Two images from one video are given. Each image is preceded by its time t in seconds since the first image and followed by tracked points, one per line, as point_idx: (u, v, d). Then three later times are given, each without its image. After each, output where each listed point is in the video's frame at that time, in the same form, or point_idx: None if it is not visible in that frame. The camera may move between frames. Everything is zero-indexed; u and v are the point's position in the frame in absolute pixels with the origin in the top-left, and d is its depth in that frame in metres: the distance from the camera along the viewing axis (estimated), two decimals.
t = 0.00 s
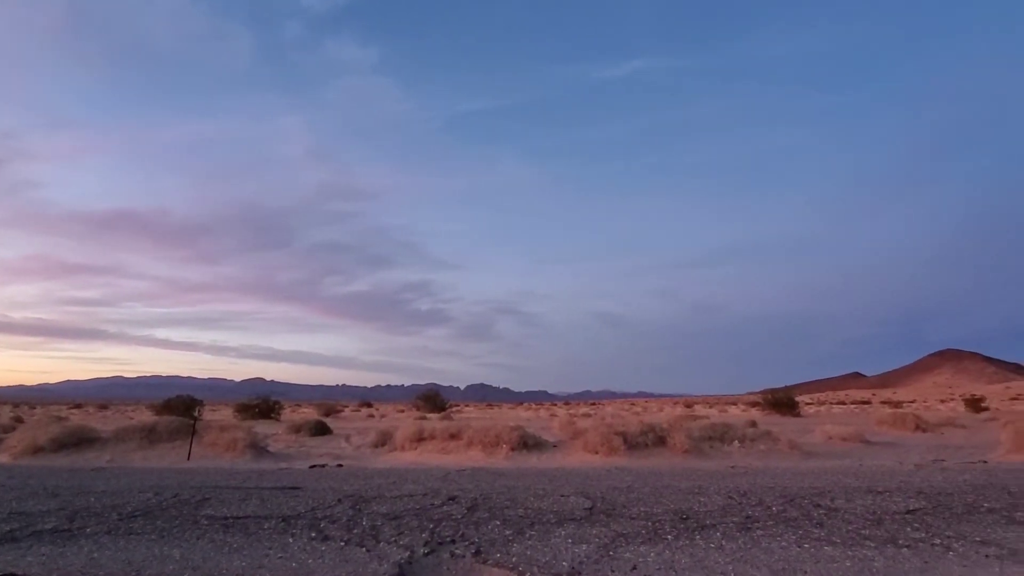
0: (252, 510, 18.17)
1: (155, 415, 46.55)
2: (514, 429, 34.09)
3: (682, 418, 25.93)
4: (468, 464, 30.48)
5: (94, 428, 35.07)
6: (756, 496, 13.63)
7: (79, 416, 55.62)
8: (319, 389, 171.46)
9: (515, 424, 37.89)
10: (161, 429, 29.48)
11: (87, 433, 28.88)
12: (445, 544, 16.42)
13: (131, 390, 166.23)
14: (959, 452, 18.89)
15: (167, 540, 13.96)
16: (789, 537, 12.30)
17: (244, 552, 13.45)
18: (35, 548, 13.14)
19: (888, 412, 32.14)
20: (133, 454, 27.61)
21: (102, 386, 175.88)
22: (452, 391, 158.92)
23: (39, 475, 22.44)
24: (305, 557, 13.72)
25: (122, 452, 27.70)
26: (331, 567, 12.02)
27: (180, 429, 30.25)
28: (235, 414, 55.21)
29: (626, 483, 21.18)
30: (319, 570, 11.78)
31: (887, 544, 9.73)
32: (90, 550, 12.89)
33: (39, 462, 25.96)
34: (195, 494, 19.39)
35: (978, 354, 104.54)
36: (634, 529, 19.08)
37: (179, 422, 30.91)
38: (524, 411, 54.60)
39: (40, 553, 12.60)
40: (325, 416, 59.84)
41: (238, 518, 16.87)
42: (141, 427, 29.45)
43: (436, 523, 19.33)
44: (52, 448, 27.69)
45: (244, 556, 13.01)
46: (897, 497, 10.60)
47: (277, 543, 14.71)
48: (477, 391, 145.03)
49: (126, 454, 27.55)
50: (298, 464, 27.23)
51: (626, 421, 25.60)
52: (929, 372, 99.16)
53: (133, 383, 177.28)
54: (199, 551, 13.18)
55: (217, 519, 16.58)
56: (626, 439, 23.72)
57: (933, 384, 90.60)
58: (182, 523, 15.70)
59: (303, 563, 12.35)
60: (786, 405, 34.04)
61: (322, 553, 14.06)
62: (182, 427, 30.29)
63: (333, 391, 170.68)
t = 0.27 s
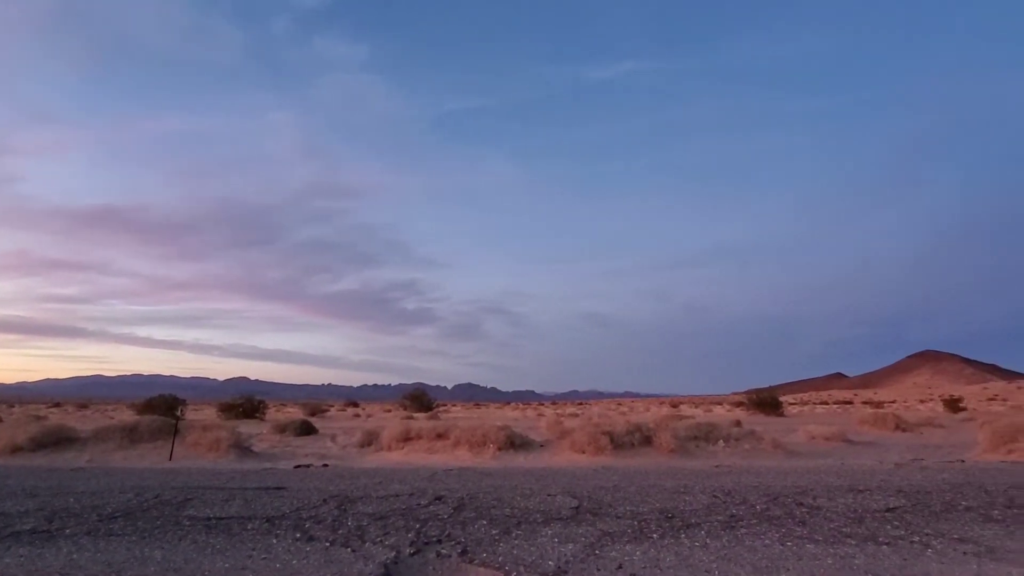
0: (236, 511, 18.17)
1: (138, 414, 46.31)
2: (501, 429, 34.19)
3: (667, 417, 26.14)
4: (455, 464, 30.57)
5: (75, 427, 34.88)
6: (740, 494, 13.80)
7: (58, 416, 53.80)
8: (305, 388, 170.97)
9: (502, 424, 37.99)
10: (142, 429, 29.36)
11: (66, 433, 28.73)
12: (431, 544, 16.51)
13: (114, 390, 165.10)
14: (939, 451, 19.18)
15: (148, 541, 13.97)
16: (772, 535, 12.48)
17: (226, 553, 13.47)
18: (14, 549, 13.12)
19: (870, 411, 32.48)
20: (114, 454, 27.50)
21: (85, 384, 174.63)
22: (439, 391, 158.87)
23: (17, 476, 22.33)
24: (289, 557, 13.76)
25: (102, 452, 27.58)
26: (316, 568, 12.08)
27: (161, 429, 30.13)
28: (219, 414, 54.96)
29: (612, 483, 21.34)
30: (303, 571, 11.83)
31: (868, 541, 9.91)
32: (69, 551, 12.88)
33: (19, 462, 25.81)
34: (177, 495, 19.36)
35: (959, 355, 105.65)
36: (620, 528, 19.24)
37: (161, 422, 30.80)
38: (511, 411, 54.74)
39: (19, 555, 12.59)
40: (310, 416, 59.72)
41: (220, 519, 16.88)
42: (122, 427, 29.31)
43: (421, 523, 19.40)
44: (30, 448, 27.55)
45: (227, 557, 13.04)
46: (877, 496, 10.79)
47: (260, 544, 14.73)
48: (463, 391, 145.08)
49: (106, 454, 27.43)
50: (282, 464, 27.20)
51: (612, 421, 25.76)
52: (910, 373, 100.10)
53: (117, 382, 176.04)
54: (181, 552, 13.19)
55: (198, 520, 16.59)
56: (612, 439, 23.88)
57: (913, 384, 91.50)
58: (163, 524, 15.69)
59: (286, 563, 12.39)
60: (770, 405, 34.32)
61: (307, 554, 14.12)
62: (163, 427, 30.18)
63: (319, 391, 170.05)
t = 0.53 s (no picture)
0: (218, 512, 18.19)
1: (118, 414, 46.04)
2: (487, 429, 34.29)
3: (652, 417, 26.37)
4: (441, 463, 30.65)
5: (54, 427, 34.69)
6: (723, 492, 14.00)
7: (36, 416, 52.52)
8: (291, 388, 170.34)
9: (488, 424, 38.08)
10: (121, 429, 29.22)
11: (44, 433, 28.59)
12: (415, 543, 16.60)
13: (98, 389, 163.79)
14: (917, 449, 19.47)
15: (127, 543, 13.99)
16: (754, 532, 12.68)
17: (207, 555, 13.50)
18: None
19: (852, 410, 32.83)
20: (92, 454, 27.39)
21: (68, 382, 173.23)
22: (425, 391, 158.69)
23: None
24: (271, 558, 13.82)
25: (80, 453, 27.45)
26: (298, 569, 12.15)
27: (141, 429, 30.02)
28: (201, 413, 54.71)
29: (597, 481, 21.52)
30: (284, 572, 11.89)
31: (847, 538, 10.11)
32: (46, 553, 12.88)
33: None
34: (156, 496, 19.33)
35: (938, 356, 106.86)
36: (605, 526, 19.41)
37: (141, 422, 30.69)
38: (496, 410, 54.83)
39: None
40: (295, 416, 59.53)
41: (201, 520, 16.90)
42: (100, 427, 29.16)
43: (405, 523, 19.47)
44: (6, 448, 27.39)
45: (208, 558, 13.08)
46: (857, 493, 11.00)
47: (241, 545, 14.78)
48: (450, 391, 145.02)
49: (83, 455, 27.32)
50: (265, 464, 27.18)
51: (597, 421, 25.94)
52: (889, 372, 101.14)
53: (100, 381, 174.67)
54: (161, 554, 13.21)
55: (179, 521, 16.60)
56: (597, 438, 24.05)
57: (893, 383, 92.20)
58: (142, 526, 15.68)
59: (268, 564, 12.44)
60: (753, 404, 34.61)
61: (289, 555, 14.19)
62: (143, 426, 30.07)
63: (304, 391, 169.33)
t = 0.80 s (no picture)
0: (197, 513, 18.20)
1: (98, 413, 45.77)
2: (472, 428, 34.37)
3: (636, 416, 26.59)
4: (425, 463, 30.71)
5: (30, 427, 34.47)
6: (705, 490, 14.20)
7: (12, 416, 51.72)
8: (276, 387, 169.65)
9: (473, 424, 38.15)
10: (98, 428, 29.08)
11: (19, 432, 28.45)
12: (397, 543, 16.70)
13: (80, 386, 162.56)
14: (894, 447, 19.77)
15: (103, 545, 14.00)
16: (735, 529, 12.87)
17: (185, 556, 13.53)
18: None
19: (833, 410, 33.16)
20: (68, 455, 27.30)
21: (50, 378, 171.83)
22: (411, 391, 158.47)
23: None
24: (251, 560, 13.87)
25: (55, 453, 27.34)
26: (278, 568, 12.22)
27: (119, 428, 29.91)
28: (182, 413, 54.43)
29: (581, 480, 21.69)
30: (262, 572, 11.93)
31: (825, 534, 10.31)
32: (21, 555, 12.89)
33: None
34: (134, 498, 19.30)
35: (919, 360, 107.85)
36: (588, 525, 19.59)
37: (119, 421, 30.56)
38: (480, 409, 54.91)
39: None
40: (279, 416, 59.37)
41: (180, 522, 16.92)
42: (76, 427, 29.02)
43: (387, 522, 19.53)
44: None
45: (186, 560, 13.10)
46: (835, 490, 11.22)
47: (220, 547, 14.82)
48: (435, 391, 144.91)
49: (58, 455, 27.24)
50: (246, 465, 27.15)
51: (581, 420, 26.12)
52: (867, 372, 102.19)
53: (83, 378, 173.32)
54: (139, 556, 13.24)
55: (157, 523, 16.61)
56: (582, 437, 24.21)
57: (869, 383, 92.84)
58: (118, 528, 15.67)
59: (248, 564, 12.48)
60: (736, 403, 34.91)
61: (270, 556, 14.25)
62: (121, 425, 29.94)
63: (289, 390, 168.72)
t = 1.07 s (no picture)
0: (181, 513, 18.15)
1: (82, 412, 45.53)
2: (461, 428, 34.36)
3: (625, 416, 26.67)
4: (412, 462, 30.68)
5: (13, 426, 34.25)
6: (691, 489, 14.27)
7: None
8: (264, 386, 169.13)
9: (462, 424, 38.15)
10: (81, 427, 28.91)
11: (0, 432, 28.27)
12: (381, 543, 16.71)
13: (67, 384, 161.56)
14: (878, 446, 19.91)
15: (83, 546, 13.94)
16: (719, 529, 12.95)
17: (167, 557, 13.50)
18: None
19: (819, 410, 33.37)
20: (49, 455, 27.13)
21: (36, 376, 170.70)
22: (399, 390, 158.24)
23: None
24: (234, 560, 13.87)
25: (37, 453, 27.17)
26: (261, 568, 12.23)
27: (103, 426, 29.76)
28: (168, 412, 54.19)
29: (568, 480, 21.75)
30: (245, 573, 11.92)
31: (807, 533, 10.39)
32: None
33: None
34: (117, 498, 19.21)
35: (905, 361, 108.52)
36: (574, 524, 19.64)
37: (102, 420, 30.40)
38: (469, 409, 54.92)
39: None
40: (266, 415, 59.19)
41: (162, 522, 16.87)
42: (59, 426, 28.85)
43: (372, 522, 19.52)
44: None
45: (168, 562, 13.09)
46: (818, 489, 11.31)
47: (202, 547, 14.80)
48: (424, 391, 144.79)
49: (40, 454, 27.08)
50: (232, 464, 27.06)
51: (570, 419, 26.17)
52: (852, 372, 102.79)
53: (69, 376, 172.28)
54: (120, 557, 13.21)
55: (139, 523, 16.55)
56: (569, 437, 24.27)
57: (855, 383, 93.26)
58: (100, 528, 15.62)
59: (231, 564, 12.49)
60: (723, 403, 35.06)
61: (253, 557, 14.25)
62: (105, 425, 29.78)
63: (278, 389, 168.12)
